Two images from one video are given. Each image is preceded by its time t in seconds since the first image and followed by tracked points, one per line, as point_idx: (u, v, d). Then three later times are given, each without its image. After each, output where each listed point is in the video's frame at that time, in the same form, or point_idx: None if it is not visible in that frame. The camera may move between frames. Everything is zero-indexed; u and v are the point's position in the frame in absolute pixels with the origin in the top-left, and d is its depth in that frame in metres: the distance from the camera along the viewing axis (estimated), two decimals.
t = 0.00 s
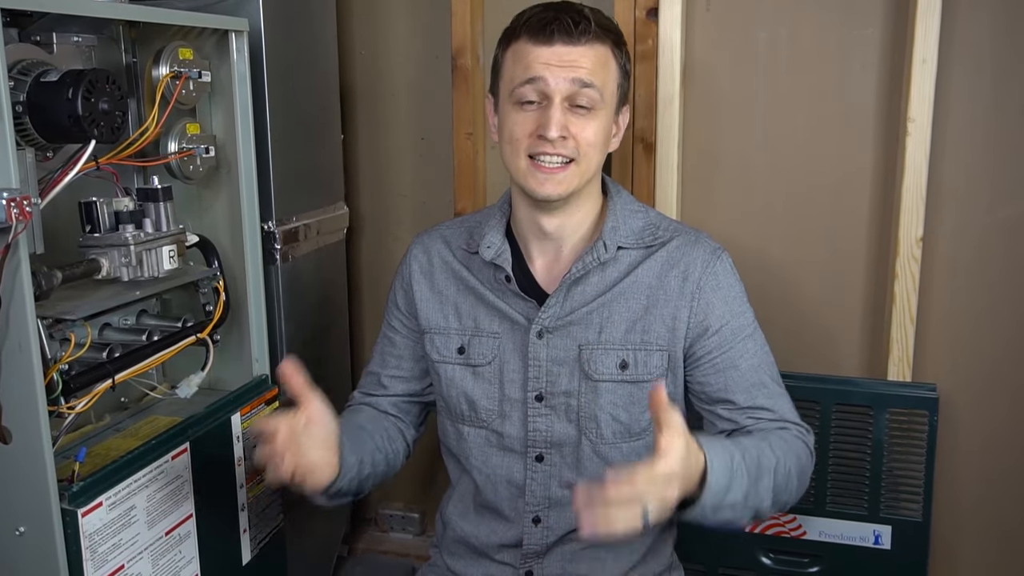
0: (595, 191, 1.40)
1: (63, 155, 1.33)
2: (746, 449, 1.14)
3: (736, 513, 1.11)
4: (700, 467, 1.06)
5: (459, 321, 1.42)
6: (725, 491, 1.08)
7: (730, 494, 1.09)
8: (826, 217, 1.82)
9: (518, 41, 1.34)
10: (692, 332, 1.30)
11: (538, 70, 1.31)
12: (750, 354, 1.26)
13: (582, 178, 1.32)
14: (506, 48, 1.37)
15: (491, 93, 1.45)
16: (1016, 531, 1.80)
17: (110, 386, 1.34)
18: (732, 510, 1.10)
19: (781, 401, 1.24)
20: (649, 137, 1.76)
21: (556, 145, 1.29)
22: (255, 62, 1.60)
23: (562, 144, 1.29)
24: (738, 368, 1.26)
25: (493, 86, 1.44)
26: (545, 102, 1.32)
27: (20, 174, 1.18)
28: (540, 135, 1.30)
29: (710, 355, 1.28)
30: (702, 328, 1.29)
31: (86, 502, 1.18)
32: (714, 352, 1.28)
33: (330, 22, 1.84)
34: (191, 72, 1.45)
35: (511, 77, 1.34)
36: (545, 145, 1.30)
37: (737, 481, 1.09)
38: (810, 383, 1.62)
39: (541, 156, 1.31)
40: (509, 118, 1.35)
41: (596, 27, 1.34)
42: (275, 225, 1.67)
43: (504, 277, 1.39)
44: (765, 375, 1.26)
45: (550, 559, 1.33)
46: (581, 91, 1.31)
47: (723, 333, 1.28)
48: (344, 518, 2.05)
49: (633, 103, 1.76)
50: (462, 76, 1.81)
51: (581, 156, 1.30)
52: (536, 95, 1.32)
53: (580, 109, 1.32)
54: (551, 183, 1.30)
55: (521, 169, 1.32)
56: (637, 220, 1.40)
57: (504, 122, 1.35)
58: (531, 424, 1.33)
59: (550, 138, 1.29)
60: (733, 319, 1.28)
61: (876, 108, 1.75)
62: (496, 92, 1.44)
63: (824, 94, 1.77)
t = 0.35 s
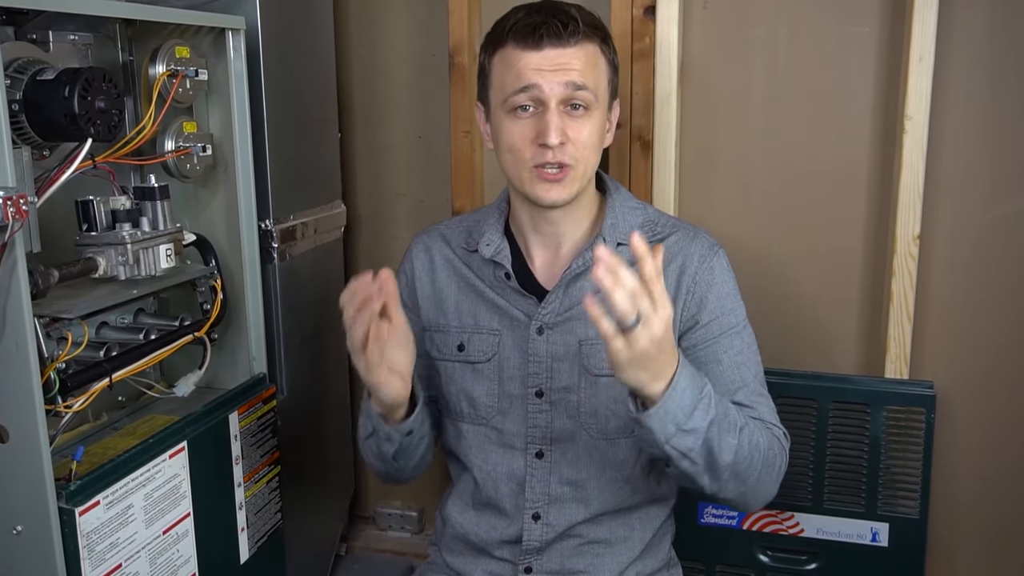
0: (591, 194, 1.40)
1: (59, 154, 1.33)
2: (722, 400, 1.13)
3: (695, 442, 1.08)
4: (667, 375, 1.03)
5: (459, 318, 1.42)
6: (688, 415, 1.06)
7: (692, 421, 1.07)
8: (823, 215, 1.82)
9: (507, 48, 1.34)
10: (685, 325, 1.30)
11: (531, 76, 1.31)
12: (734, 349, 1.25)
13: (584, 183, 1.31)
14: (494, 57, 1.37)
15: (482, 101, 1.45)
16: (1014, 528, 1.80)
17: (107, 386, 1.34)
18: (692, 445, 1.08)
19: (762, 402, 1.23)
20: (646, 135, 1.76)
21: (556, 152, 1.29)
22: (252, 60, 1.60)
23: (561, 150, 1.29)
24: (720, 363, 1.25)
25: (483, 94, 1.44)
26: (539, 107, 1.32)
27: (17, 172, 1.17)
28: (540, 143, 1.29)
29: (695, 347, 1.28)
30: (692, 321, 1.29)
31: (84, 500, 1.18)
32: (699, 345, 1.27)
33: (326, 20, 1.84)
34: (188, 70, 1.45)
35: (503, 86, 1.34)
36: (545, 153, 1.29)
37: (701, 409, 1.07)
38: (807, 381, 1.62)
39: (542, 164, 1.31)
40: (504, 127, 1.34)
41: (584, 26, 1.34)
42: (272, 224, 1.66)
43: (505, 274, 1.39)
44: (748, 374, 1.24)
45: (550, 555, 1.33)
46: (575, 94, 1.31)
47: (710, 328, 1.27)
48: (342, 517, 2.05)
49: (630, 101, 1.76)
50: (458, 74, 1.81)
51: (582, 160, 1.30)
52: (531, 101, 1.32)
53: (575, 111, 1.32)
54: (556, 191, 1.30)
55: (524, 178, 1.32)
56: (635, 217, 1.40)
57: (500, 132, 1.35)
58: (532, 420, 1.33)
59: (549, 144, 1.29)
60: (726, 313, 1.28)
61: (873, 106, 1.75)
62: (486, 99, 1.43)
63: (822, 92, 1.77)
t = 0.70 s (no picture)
0: (593, 186, 1.40)
1: (59, 152, 1.33)
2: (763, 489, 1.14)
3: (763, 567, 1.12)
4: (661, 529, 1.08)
5: (461, 319, 1.42)
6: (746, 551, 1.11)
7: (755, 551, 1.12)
8: (823, 215, 1.82)
9: (507, 43, 1.34)
10: (690, 326, 1.30)
11: (531, 70, 1.31)
12: (746, 346, 1.26)
13: (585, 175, 1.32)
14: (494, 52, 1.36)
15: (482, 99, 1.45)
16: (1013, 529, 1.80)
17: (107, 384, 1.34)
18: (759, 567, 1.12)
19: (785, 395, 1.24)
20: (646, 135, 1.76)
21: (558, 143, 1.29)
22: (252, 59, 1.60)
23: (563, 142, 1.30)
24: (734, 361, 1.26)
25: (484, 91, 1.44)
26: (541, 101, 1.32)
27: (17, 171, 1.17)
28: (541, 135, 1.30)
29: (705, 347, 1.28)
30: (700, 322, 1.29)
31: (83, 499, 1.18)
32: (710, 345, 1.28)
33: (326, 20, 1.84)
34: (187, 69, 1.45)
35: (504, 80, 1.34)
36: (547, 144, 1.30)
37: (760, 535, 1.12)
38: (806, 381, 1.62)
39: (543, 156, 1.31)
40: (505, 121, 1.34)
41: (584, 21, 1.34)
42: (271, 223, 1.66)
43: (506, 274, 1.40)
44: (762, 369, 1.25)
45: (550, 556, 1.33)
46: (576, 87, 1.31)
47: (720, 327, 1.27)
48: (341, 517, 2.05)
49: (630, 101, 1.76)
50: (459, 73, 1.81)
51: (583, 154, 1.31)
52: (532, 95, 1.32)
53: (576, 105, 1.32)
54: (557, 183, 1.31)
55: (524, 170, 1.32)
56: (636, 216, 1.40)
57: (501, 125, 1.35)
58: (533, 421, 1.33)
59: (551, 136, 1.29)
60: (733, 311, 1.28)
61: (873, 106, 1.75)
62: (486, 96, 1.43)
63: (822, 92, 1.77)
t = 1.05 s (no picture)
0: (589, 198, 1.39)
1: (60, 155, 1.33)
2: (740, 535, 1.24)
3: None
4: None
5: (457, 328, 1.42)
6: None
7: None
8: (824, 217, 1.82)
9: (508, 51, 1.34)
10: (684, 336, 1.31)
11: (533, 83, 1.31)
12: (735, 358, 1.28)
13: (579, 192, 1.33)
14: (496, 58, 1.36)
15: (481, 103, 1.45)
16: (1015, 530, 1.80)
17: (108, 387, 1.34)
18: None
19: (766, 405, 1.28)
20: (647, 137, 1.75)
21: (555, 159, 1.30)
22: (253, 61, 1.60)
23: (560, 158, 1.30)
24: (720, 375, 1.29)
25: (482, 94, 1.44)
26: (541, 114, 1.32)
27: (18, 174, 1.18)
28: (539, 149, 1.30)
29: (698, 358, 1.30)
30: (693, 332, 1.30)
31: (84, 502, 1.18)
32: (702, 356, 1.29)
33: (327, 23, 1.84)
34: (189, 72, 1.45)
35: (504, 89, 1.34)
36: (544, 159, 1.30)
37: None
38: (806, 382, 1.62)
39: (539, 171, 1.32)
40: (504, 131, 1.34)
41: (589, 33, 1.34)
42: (273, 225, 1.66)
43: (499, 284, 1.39)
44: (749, 382, 1.28)
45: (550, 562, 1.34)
46: (577, 102, 1.31)
47: (712, 338, 1.29)
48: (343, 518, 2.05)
49: (630, 103, 1.75)
50: (459, 76, 1.80)
51: (579, 171, 1.31)
52: (532, 108, 1.32)
53: (576, 119, 1.32)
54: (551, 199, 1.31)
55: (520, 184, 1.33)
56: (632, 223, 1.39)
57: (499, 136, 1.35)
58: (529, 430, 1.33)
59: (549, 151, 1.29)
60: (725, 321, 1.29)
61: (873, 107, 1.75)
62: (484, 101, 1.43)
63: (822, 94, 1.77)
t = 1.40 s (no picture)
0: (588, 199, 1.40)
1: (63, 160, 1.34)
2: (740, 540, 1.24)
3: None
4: None
5: (456, 332, 1.42)
6: None
7: None
8: (826, 220, 1.82)
9: (509, 50, 1.34)
10: (684, 340, 1.31)
11: (534, 82, 1.31)
12: (736, 363, 1.28)
13: (580, 190, 1.33)
14: (496, 57, 1.36)
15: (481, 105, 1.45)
16: (1017, 533, 1.80)
17: (111, 391, 1.34)
18: None
19: (767, 409, 1.28)
20: (648, 140, 1.75)
21: (556, 158, 1.30)
22: (256, 66, 1.60)
23: (561, 157, 1.30)
24: (720, 379, 1.28)
25: (481, 96, 1.44)
26: (542, 113, 1.32)
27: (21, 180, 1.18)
28: (540, 147, 1.30)
29: (698, 362, 1.30)
30: (693, 335, 1.30)
31: (87, 507, 1.19)
32: (702, 360, 1.29)
33: (329, 27, 1.84)
34: (191, 77, 1.45)
35: (505, 88, 1.34)
36: (546, 158, 1.30)
37: None
38: (808, 385, 1.62)
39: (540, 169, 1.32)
40: (504, 130, 1.35)
41: (589, 31, 1.34)
42: (275, 229, 1.67)
43: (498, 288, 1.39)
44: (750, 386, 1.28)
45: (551, 568, 1.34)
46: (578, 101, 1.32)
47: (712, 342, 1.29)
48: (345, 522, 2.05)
49: (631, 107, 1.75)
50: (461, 79, 1.81)
51: (579, 169, 1.32)
52: (533, 107, 1.32)
53: (577, 118, 1.32)
54: (551, 197, 1.32)
55: (521, 181, 1.33)
56: (631, 227, 1.40)
57: (499, 134, 1.35)
58: (529, 434, 1.33)
59: (550, 150, 1.29)
60: (725, 325, 1.29)
61: (875, 110, 1.75)
62: (484, 102, 1.44)
63: (823, 97, 1.77)
